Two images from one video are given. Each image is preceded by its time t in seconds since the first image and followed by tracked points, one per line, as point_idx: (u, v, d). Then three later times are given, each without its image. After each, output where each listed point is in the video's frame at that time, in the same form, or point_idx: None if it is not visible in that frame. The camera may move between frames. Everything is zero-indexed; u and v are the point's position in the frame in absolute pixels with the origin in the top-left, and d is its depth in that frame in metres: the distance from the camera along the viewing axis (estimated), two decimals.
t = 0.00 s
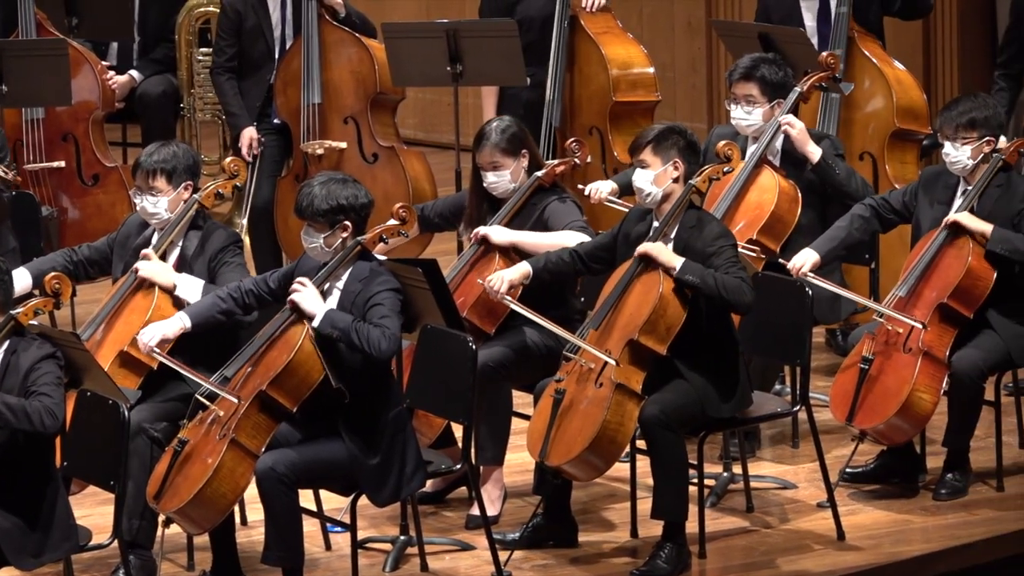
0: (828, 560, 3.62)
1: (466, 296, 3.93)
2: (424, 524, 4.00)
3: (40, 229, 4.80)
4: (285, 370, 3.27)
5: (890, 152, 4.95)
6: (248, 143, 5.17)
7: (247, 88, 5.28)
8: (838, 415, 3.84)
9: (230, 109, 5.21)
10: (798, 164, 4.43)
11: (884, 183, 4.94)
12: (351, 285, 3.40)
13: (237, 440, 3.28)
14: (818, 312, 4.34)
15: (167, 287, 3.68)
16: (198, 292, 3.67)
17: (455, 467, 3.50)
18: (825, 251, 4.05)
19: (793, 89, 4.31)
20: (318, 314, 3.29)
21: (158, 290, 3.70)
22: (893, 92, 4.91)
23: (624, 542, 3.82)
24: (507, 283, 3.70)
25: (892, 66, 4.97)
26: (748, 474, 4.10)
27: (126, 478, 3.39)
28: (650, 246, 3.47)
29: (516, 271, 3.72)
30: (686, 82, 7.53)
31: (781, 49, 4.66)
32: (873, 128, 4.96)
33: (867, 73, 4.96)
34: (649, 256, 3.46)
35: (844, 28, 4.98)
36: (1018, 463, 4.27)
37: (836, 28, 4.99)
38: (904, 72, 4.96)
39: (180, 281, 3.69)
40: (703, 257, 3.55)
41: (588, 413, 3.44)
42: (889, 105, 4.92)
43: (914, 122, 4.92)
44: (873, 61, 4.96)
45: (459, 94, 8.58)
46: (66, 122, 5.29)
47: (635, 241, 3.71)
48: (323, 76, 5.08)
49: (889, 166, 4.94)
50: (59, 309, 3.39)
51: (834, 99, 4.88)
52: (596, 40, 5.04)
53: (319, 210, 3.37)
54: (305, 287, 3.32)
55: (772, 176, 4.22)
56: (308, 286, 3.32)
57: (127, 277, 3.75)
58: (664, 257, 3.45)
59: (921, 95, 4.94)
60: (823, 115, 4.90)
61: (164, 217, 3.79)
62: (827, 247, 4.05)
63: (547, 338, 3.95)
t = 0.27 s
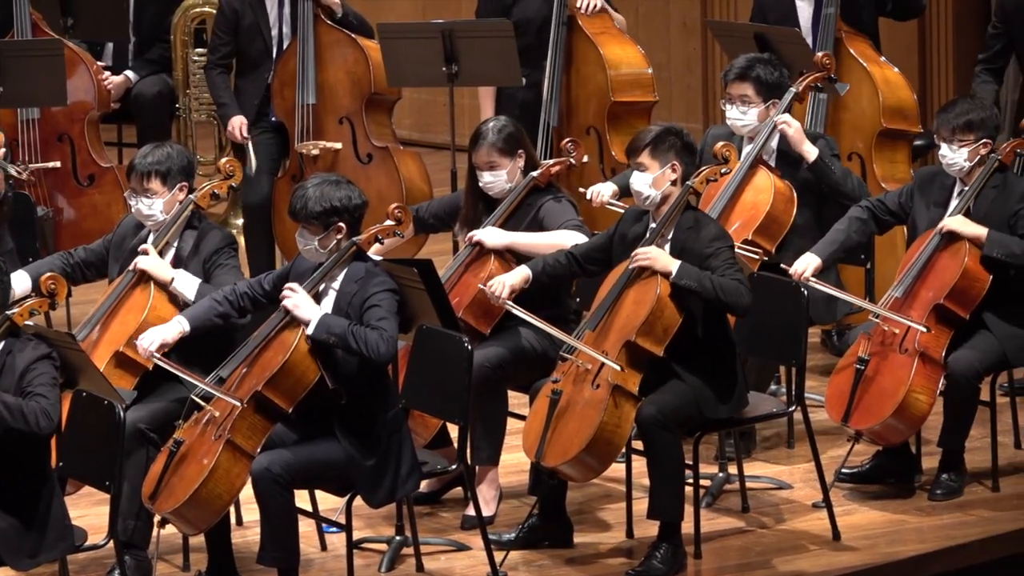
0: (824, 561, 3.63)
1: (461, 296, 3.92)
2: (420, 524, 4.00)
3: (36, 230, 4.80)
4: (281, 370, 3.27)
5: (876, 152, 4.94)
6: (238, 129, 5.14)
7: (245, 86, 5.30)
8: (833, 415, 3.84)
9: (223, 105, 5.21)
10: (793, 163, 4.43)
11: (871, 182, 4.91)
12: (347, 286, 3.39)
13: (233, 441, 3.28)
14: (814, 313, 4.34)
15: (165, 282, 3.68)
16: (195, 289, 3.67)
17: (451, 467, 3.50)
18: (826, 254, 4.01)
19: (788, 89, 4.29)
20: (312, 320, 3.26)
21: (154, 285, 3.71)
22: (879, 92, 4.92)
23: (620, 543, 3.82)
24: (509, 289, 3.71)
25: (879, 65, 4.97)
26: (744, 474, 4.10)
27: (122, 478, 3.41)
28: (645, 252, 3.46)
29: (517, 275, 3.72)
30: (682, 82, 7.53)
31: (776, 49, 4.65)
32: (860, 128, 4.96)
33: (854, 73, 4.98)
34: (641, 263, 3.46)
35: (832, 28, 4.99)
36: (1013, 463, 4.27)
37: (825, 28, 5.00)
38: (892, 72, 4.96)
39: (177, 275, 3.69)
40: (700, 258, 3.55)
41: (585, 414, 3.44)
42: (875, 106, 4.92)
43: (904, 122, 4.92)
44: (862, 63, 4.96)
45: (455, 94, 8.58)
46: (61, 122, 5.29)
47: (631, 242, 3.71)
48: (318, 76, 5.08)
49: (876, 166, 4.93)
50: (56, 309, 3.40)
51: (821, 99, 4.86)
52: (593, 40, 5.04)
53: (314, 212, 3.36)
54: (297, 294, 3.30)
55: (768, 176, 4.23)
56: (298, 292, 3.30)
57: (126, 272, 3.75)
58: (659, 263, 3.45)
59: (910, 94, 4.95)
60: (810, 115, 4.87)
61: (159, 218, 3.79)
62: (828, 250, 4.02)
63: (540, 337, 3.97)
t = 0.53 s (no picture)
0: (819, 560, 3.63)
1: (456, 296, 3.91)
2: (415, 524, 4.00)
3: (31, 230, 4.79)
4: (277, 370, 3.26)
5: (865, 152, 4.95)
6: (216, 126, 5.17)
7: (239, 86, 5.28)
8: (828, 414, 3.84)
9: (209, 98, 5.23)
10: (788, 162, 4.44)
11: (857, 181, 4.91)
12: (342, 287, 3.38)
13: (228, 440, 3.28)
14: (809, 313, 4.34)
15: (156, 288, 3.67)
16: (186, 293, 3.67)
17: (446, 467, 3.50)
18: (830, 258, 4.02)
19: (782, 89, 4.30)
20: (310, 322, 3.25)
21: (148, 290, 3.69)
22: (865, 91, 4.91)
23: (615, 542, 3.82)
24: (511, 291, 3.70)
25: (867, 65, 4.96)
26: (739, 474, 4.10)
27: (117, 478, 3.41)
28: (646, 250, 3.48)
29: (519, 277, 3.71)
30: (677, 82, 7.54)
31: (771, 49, 4.64)
32: (847, 128, 4.97)
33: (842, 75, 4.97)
34: (644, 258, 3.48)
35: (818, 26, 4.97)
36: (1007, 463, 4.28)
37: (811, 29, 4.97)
38: (879, 72, 4.95)
39: (168, 281, 3.68)
40: (698, 259, 3.56)
41: (581, 415, 3.43)
42: (862, 105, 4.93)
43: (892, 121, 4.94)
44: (851, 65, 4.94)
45: (449, 95, 8.58)
46: (56, 123, 5.28)
47: (628, 242, 3.71)
48: (312, 76, 5.10)
49: (864, 168, 4.92)
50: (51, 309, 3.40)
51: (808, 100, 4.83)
52: (591, 40, 5.04)
53: (307, 215, 3.34)
54: (292, 297, 3.28)
55: (762, 176, 4.24)
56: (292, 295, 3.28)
57: (118, 278, 3.76)
58: (660, 261, 3.47)
59: (898, 93, 4.96)
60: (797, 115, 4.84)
61: (154, 220, 3.79)
62: (830, 252, 4.02)
63: (535, 335, 3.97)
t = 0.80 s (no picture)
0: (816, 561, 3.63)
1: (452, 297, 3.91)
2: (411, 524, 4.00)
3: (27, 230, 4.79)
4: (273, 371, 3.26)
5: (859, 151, 4.95)
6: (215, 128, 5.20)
7: (234, 88, 5.30)
8: (825, 414, 3.85)
9: (206, 99, 5.27)
10: (783, 163, 4.44)
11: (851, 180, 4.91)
12: (341, 287, 3.39)
13: (224, 441, 3.28)
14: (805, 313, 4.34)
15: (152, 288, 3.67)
16: (177, 289, 3.65)
17: (442, 467, 3.50)
18: (838, 256, 3.99)
19: (778, 88, 4.30)
20: (311, 322, 3.27)
21: (144, 288, 3.69)
22: (859, 91, 4.92)
23: (611, 542, 3.83)
24: (516, 292, 3.68)
25: (861, 65, 4.97)
26: (735, 474, 4.10)
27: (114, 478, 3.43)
28: (639, 254, 3.46)
29: (523, 278, 3.70)
30: (673, 82, 7.54)
31: (767, 49, 4.64)
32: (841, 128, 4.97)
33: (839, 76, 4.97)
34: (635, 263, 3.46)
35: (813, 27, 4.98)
36: (1004, 463, 4.28)
37: (805, 29, 4.98)
38: (873, 72, 4.96)
39: (159, 277, 3.67)
40: (698, 255, 3.57)
41: (578, 415, 3.44)
42: (857, 105, 4.93)
43: (886, 120, 4.95)
44: (846, 67, 4.94)
45: (445, 95, 8.58)
46: (53, 123, 5.27)
47: (626, 243, 3.71)
48: (304, 75, 5.11)
49: (858, 168, 4.93)
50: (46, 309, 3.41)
51: (802, 100, 4.82)
52: (590, 40, 5.04)
53: (305, 214, 3.35)
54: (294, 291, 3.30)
55: (758, 176, 4.24)
56: (297, 296, 3.29)
57: (114, 278, 3.76)
58: (653, 263, 3.45)
59: (892, 93, 4.96)
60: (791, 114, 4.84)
61: (150, 221, 3.79)
62: (836, 250, 4.00)
63: (531, 337, 3.97)
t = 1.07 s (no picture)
0: (805, 561, 3.63)
1: (442, 297, 3.91)
2: (401, 524, 3.99)
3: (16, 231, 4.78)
4: (262, 372, 3.26)
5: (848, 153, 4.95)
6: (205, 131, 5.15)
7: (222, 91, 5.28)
8: (815, 414, 3.85)
9: (194, 101, 5.24)
10: (772, 164, 4.45)
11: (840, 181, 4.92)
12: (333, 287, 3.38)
13: (213, 442, 3.27)
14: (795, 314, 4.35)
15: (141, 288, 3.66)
16: (164, 287, 3.65)
17: (432, 467, 3.50)
18: (836, 257, 3.97)
19: (767, 89, 4.30)
20: (324, 296, 3.26)
21: (133, 287, 3.69)
22: (848, 92, 4.92)
23: (601, 543, 3.83)
24: (512, 292, 3.69)
25: (850, 65, 4.98)
26: (724, 475, 4.10)
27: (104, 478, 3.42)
28: (658, 211, 3.50)
29: (519, 277, 3.71)
30: (663, 83, 7.55)
31: (757, 49, 4.63)
32: (831, 128, 4.98)
33: (829, 77, 4.97)
34: (653, 220, 3.50)
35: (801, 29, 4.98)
36: (993, 463, 4.29)
37: (794, 29, 4.99)
38: (861, 72, 4.97)
39: (147, 273, 3.67)
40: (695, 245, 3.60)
41: (567, 416, 3.43)
42: (846, 106, 4.94)
43: (875, 121, 4.96)
44: (836, 67, 4.95)
45: (435, 95, 8.58)
46: (42, 123, 5.25)
47: (614, 244, 3.73)
48: (291, 77, 5.11)
49: (847, 168, 4.93)
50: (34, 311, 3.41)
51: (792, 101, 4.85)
52: (581, 41, 5.04)
53: (293, 215, 3.35)
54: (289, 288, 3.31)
55: (748, 176, 4.24)
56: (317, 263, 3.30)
57: (106, 275, 3.75)
58: (670, 225, 3.50)
59: (881, 94, 4.97)
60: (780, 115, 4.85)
61: (140, 223, 3.79)
62: (836, 250, 3.99)
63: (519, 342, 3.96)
